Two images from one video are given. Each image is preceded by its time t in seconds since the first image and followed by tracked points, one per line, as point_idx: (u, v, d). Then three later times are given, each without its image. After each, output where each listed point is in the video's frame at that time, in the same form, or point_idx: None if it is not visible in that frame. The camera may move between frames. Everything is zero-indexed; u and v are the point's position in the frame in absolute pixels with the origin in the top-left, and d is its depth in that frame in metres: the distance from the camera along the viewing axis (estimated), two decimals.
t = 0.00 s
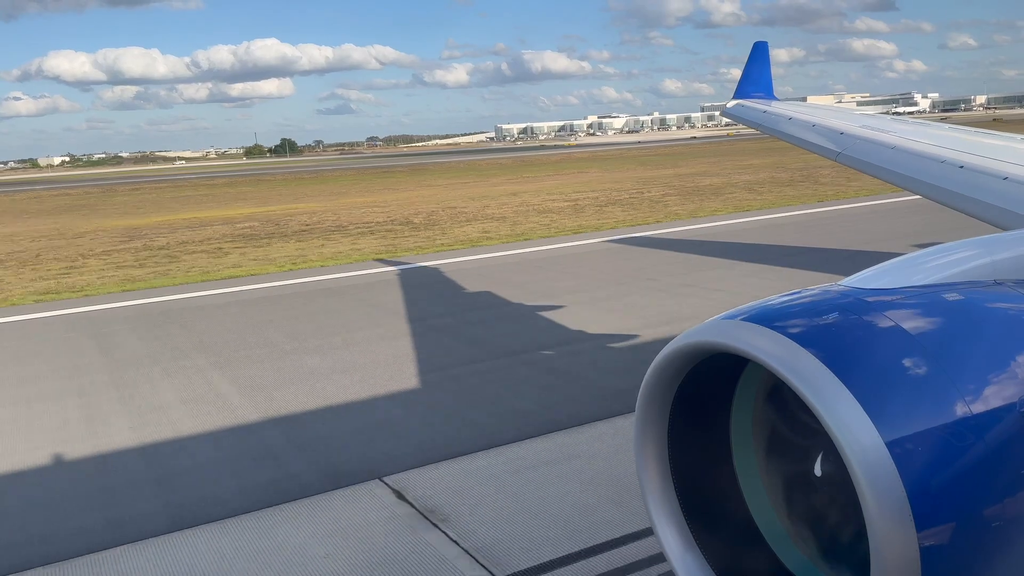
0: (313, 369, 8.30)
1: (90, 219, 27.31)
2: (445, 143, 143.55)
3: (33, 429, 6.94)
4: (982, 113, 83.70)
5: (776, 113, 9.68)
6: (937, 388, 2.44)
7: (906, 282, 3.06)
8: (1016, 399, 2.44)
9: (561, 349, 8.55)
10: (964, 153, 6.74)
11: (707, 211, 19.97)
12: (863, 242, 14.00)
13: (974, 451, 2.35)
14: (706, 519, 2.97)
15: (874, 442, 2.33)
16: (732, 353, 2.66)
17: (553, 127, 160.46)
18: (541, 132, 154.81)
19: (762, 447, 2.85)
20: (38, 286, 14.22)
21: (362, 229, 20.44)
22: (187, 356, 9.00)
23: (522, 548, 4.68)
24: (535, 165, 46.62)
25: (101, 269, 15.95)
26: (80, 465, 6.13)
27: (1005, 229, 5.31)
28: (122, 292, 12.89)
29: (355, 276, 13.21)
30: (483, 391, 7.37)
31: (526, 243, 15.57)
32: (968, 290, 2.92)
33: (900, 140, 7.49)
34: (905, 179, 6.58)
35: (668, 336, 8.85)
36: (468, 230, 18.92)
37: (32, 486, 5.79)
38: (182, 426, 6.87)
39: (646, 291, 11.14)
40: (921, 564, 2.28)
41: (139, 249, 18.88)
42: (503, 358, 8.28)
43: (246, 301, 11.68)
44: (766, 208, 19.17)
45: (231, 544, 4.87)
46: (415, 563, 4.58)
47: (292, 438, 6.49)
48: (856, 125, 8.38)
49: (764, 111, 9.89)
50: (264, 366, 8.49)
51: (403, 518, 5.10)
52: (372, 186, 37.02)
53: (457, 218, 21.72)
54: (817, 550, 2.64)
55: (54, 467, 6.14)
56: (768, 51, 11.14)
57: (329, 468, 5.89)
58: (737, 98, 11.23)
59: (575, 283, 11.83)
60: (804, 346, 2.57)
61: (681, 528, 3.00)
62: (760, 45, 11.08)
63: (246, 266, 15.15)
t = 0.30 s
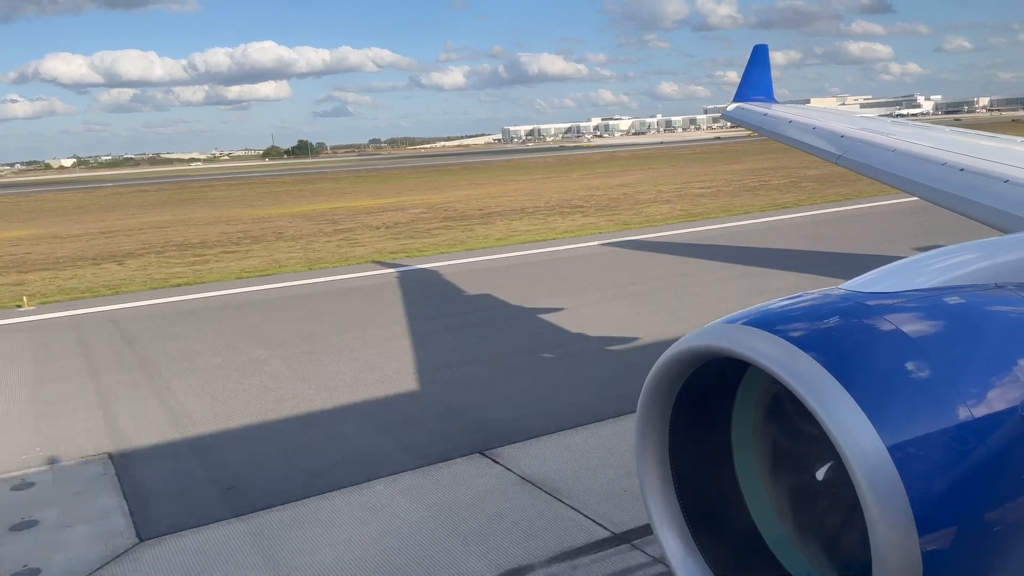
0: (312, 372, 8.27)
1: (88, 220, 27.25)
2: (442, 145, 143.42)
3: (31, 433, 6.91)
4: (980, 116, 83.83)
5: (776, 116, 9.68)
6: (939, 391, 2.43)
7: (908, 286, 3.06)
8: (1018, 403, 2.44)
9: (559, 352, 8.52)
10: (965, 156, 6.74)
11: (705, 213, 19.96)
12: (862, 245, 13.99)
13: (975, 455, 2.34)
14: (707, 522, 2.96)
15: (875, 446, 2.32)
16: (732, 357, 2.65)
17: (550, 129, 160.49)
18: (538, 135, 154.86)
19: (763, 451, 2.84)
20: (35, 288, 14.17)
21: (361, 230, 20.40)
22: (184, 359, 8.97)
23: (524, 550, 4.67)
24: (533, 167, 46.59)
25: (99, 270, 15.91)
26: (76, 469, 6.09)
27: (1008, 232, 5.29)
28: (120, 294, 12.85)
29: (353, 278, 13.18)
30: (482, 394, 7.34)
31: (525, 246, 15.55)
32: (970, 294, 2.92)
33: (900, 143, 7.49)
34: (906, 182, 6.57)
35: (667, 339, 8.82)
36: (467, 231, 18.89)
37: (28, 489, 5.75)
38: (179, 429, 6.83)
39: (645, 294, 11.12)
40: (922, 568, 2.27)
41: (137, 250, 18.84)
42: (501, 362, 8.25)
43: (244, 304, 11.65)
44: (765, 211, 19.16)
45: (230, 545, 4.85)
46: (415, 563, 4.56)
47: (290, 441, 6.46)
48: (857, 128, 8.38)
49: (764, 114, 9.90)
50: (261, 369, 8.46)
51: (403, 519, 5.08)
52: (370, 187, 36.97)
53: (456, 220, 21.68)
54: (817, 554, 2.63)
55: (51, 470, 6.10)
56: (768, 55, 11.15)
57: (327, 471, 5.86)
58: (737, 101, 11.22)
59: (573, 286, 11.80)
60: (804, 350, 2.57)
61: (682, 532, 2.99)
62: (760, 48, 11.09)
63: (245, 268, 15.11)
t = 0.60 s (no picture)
0: (311, 374, 8.26)
1: (88, 222, 27.27)
2: (441, 146, 143.49)
3: (30, 435, 6.90)
4: (978, 117, 83.97)
5: (776, 118, 9.69)
6: (940, 392, 2.43)
7: (908, 287, 3.06)
8: (1018, 404, 2.44)
9: (559, 354, 8.52)
10: (964, 158, 6.74)
11: (705, 215, 19.96)
12: (862, 247, 13.99)
13: (975, 457, 2.35)
14: (706, 524, 2.96)
15: (875, 447, 2.32)
16: (733, 358, 2.65)
17: (548, 131, 160.64)
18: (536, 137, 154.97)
19: (763, 453, 2.84)
20: (34, 290, 14.16)
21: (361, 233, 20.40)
22: (184, 361, 8.96)
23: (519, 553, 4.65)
24: (533, 169, 46.60)
25: (99, 273, 15.92)
26: (75, 471, 6.09)
27: (1009, 234, 5.28)
28: (121, 296, 12.86)
29: (353, 280, 13.19)
30: (481, 396, 7.33)
31: (524, 248, 15.55)
32: (970, 295, 2.93)
33: (900, 145, 7.50)
34: (906, 184, 6.57)
35: (667, 341, 8.82)
36: (467, 233, 18.89)
37: (26, 491, 5.75)
38: (178, 431, 6.83)
39: (644, 296, 11.11)
40: (921, 570, 2.27)
41: (138, 253, 18.85)
42: (501, 364, 8.24)
43: (244, 305, 11.65)
44: (765, 212, 19.17)
45: (227, 547, 4.84)
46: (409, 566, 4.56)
47: (288, 443, 6.45)
48: (856, 130, 8.39)
49: (764, 116, 9.91)
50: (261, 371, 8.45)
51: (399, 523, 5.07)
52: (370, 189, 36.98)
53: (455, 222, 21.68)
54: (817, 555, 2.63)
55: (50, 472, 6.11)
56: (768, 57, 11.16)
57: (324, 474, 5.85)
58: (737, 103, 11.23)
59: (573, 288, 11.79)
60: (804, 350, 2.57)
61: (682, 533, 2.99)
62: (760, 50, 11.10)
63: (245, 270, 15.12)
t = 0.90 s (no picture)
0: (309, 376, 8.25)
1: (87, 223, 27.28)
2: (439, 147, 143.60)
3: (29, 437, 6.89)
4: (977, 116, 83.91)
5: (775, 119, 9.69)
6: (940, 393, 2.44)
7: (908, 288, 3.06)
8: (1018, 405, 2.44)
9: (558, 356, 8.50)
10: (963, 160, 6.74)
11: (704, 216, 19.96)
12: (859, 248, 14.01)
13: (974, 457, 2.35)
14: (705, 526, 2.95)
15: (874, 449, 2.32)
16: (732, 359, 2.65)
17: (546, 132, 160.73)
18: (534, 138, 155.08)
19: (762, 454, 2.83)
20: (32, 292, 14.14)
21: (360, 234, 20.41)
22: (182, 363, 8.96)
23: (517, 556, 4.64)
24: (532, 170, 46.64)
25: (98, 274, 15.92)
26: (72, 473, 6.08)
27: (1009, 235, 5.28)
28: (120, 297, 12.85)
29: (352, 281, 13.18)
30: (479, 398, 7.32)
31: (523, 249, 15.55)
32: (970, 296, 2.94)
33: (899, 146, 7.49)
34: (905, 185, 6.57)
35: (666, 342, 8.81)
36: (465, 234, 18.89)
37: (25, 493, 5.75)
38: (177, 433, 6.83)
39: (644, 297, 11.10)
40: (921, 571, 2.27)
41: (137, 254, 18.84)
42: (500, 365, 8.23)
43: (243, 307, 11.64)
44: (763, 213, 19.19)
45: (225, 549, 4.85)
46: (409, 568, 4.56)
47: (286, 446, 6.43)
48: (855, 131, 8.38)
49: (763, 117, 9.90)
50: (260, 373, 8.44)
51: (399, 525, 5.06)
52: (369, 190, 37.00)
53: (454, 223, 21.70)
54: (816, 556, 2.63)
55: (48, 473, 6.10)
56: (767, 58, 11.16)
57: (324, 475, 5.84)
58: (736, 104, 11.22)
59: (573, 289, 11.78)
60: (803, 352, 2.57)
61: (681, 535, 2.98)
62: (759, 52, 11.10)
63: (244, 271, 15.11)
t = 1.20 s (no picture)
0: (310, 376, 8.25)
1: (88, 223, 27.29)
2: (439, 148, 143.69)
3: (30, 437, 6.90)
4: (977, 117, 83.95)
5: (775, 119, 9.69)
6: (941, 392, 2.44)
7: (909, 288, 3.07)
8: (1019, 405, 2.44)
9: (559, 356, 8.50)
10: (963, 159, 6.75)
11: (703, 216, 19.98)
12: (859, 248, 14.03)
13: (975, 458, 2.35)
14: (706, 526, 2.96)
15: (874, 449, 2.32)
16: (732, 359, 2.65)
17: (546, 132, 160.78)
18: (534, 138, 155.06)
19: (762, 454, 2.84)
20: (32, 292, 14.15)
21: (361, 234, 20.42)
22: (182, 363, 8.96)
23: (517, 556, 4.64)
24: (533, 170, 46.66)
25: (98, 274, 15.94)
26: (73, 473, 6.08)
27: (1008, 235, 5.29)
28: (121, 298, 12.86)
29: (352, 281, 13.19)
30: (480, 398, 7.32)
31: (524, 249, 15.56)
32: (971, 296, 2.94)
33: (899, 146, 7.50)
34: (905, 185, 6.58)
35: (666, 342, 8.82)
36: (465, 234, 18.92)
37: (25, 494, 5.75)
38: (178, 433, 6.84)
39: (644, 297, 11.11)
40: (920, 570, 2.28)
41: (137, 254, 18.85)
42: (500, 366, 8.23)
43: (243, 307, 11.64)
44: (764, 213, 19.21)
45: (226, 548, 4.86)
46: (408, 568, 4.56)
47: (286, 446, 6.43)
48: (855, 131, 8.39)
49: (763, 117, 9.91)
50: (261, 373, 8.44)
51: (400, 525, 5.06)
52: (369, 191, 37.01)
53: (454, 224, 21.70)
54: (816, 557, 2.63)
55: (48, 474, 6.10)
56: (768, 58, 11.17)
57: (324, 475, 5.84)
58: (736, 104, 11.23)
59: (573, 289, 11.79)
60: (803, 352, 2.57)
61: (681, 536, 2.99)
62: (760, 51, 11.11)
63: (244, 271, 15.12)
